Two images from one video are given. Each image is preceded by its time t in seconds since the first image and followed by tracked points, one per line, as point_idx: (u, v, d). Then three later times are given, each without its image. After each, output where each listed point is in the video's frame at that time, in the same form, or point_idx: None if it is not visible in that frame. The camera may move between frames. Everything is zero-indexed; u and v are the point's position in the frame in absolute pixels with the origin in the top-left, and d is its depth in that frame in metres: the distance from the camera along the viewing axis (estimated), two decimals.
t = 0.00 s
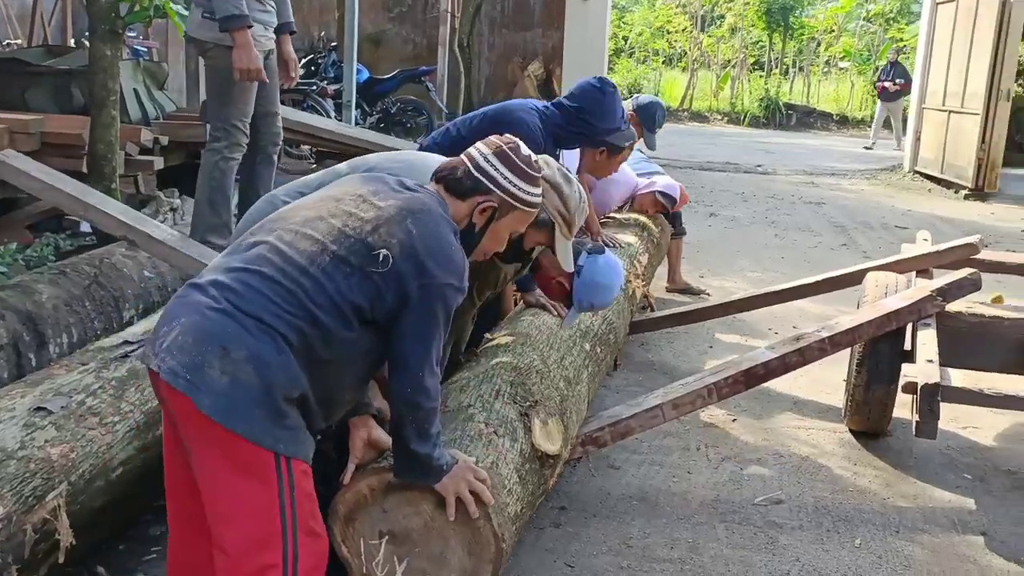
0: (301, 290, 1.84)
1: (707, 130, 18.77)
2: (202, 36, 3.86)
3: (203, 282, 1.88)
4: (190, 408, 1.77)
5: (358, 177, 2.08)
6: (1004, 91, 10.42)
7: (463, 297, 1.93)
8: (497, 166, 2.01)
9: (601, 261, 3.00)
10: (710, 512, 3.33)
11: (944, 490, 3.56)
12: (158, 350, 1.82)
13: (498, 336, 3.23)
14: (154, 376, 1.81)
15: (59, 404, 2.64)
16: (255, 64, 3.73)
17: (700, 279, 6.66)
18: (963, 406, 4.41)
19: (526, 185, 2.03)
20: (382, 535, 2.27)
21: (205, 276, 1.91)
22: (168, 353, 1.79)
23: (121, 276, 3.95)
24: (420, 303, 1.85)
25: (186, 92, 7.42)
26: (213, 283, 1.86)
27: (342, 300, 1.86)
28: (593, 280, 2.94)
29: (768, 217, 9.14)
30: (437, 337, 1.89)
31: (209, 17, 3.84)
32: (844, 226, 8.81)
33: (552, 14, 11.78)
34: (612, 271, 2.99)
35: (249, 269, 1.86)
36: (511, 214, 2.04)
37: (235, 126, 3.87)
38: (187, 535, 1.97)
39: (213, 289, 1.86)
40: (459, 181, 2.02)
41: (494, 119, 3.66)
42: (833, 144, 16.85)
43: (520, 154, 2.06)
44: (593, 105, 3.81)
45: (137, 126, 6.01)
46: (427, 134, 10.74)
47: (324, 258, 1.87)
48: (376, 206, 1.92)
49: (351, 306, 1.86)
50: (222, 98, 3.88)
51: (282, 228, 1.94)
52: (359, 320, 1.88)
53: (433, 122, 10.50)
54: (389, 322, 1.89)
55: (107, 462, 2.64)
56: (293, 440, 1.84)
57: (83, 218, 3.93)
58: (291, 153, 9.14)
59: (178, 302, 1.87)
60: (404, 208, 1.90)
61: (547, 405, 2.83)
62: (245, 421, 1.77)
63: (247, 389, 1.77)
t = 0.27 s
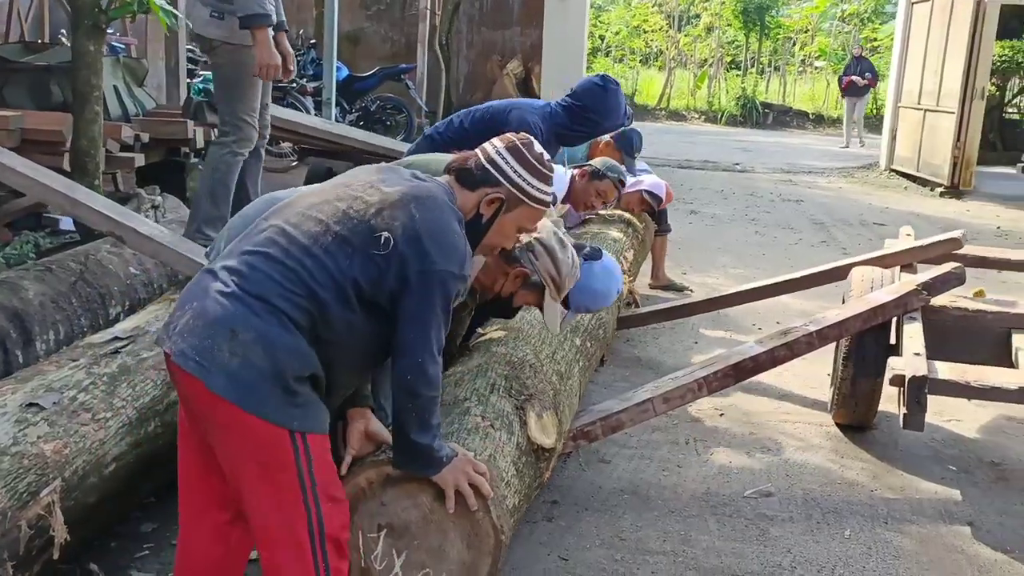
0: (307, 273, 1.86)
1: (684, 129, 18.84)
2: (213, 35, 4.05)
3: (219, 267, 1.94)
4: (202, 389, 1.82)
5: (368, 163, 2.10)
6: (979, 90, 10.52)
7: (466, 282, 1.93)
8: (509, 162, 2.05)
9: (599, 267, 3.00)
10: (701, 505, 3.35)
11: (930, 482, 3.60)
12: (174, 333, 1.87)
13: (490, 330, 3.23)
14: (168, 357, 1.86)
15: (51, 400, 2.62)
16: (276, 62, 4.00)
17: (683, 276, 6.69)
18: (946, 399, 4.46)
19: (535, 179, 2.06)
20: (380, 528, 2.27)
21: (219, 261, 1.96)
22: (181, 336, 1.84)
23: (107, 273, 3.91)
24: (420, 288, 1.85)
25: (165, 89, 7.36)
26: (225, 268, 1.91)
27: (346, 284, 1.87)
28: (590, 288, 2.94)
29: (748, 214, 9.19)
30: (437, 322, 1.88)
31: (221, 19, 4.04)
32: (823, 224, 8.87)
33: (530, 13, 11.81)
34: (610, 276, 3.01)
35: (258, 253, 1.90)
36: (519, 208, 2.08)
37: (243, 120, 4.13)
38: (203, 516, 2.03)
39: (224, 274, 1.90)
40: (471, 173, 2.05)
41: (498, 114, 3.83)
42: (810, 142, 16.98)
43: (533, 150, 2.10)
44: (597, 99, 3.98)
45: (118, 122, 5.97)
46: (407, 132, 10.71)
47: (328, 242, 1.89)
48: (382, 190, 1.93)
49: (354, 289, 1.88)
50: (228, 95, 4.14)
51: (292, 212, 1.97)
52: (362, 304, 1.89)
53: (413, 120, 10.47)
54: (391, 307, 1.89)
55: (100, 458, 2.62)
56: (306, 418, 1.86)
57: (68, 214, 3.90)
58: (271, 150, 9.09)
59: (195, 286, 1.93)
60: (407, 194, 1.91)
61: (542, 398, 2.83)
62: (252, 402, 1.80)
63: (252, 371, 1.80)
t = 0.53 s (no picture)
0: (327, 264, 1.94)
1: (662, 128, 18.91)
2: (209, 27, 4.22)
3: (234, 258, 1.99)
4: (218, 376, 1.85)
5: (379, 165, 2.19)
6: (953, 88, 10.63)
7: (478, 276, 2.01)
8: (523, 163, 2.16)
9: (590, 279, 3.26)
10: (689, 498, 3.38)
11: (914, 473, 3.65)
12: (189, 320, 1.91)
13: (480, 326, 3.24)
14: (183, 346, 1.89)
15: (41, 397, 2.61)
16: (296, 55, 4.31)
17: (665, 272, 6.72)
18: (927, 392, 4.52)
19: (548, 181, 2.18)
20: (376, 522, 2.25)
21: (232, 254, 2.02)
22: (198, 323, 1.88)
23: (91, 270, 3.89)
24: (436, 276, 1.93)
25: (145, 87, 7.32)
26: (241, 259, 1.97)
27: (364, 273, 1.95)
28: (584, 300, 3.23)
29: (727, 212, 9.25)
30: (450, 312, 1.96)
31: (219, 12, 4.20)
32: (802, 221, 8.94)
33: (508, 11, 11.82)
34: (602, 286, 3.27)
35: (276, 244, 1.97)
36: (530, 209, 2.19)
37: (263, 112, 4.36)
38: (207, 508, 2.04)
39: (241, 264, 1.96)
40: (485, 171, 2.16)
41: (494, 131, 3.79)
42: (787, 140, 17.10)
43: (547, 153, 2.22)
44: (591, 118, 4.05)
45: (98, 120, 5.92)
46: (386, 130, 10.69)
47: (348, 232, 1.97)
48: (399, 185, 2.03)
49: (371, 278, 1.95)
50: (244, 88, 4.30)
51: (308, 207, 2.05)
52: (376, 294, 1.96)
53: (393, 119, 10.46)
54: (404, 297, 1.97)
55: (92, 454, 2.62)
56: (318, 412, 1.91)
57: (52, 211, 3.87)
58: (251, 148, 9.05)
59: (210, 277, 1.97)
60: (426, 186, 2.01)
61: (535, 394, 2.84)
62: (270, 389, 1.85)
63: (272, 357, 1.85)
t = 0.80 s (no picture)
0: (311, 263, 1.97)
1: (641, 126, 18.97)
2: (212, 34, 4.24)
3: (218, 266, 2.03)
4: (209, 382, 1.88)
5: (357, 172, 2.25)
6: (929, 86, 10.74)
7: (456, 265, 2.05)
8: (502, 161, 2.21)
9: (584, 294, 3.38)
10: (674, 491, 3.41)
11: (894, 465, 3.70)
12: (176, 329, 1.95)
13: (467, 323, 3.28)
14: (173, 355, 1.92)
15: (28, 395, 2.61)
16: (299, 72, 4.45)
17: (646, 269, 6.76)
18: (906, 386, 4.58)
19: (525, 176, 2.21)
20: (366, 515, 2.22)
21: (217, 261, 2.06)
22: (186, 332, 1.91)
23: (74, 269, 3.87)
24: (414, 264, 1.97)
25: (124, 86, 7.28)
26: (225, 266, 2.01)
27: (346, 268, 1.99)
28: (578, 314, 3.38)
29: (707, 209, 9.31)
30: (429, 302, 2.00)
31: (221, 18, 4.24)
32: (781, 218, 9.01)
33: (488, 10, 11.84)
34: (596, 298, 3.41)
35: (260, 248, 2.02)
36: (505, 203, 2.21)
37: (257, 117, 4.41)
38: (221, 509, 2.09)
39: (226, 271, 2.00)
40: (463, 169, 2.22)
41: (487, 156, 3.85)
42: (765, 139, 17.20)
43: (524, 151, 2.25)
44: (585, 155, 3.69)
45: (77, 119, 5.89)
46: (366, 129, 10.68)
47: (328, 230, 2.01)
48: (375, 184, 2.09)
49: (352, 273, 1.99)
50: (244, 94, 4.37)
51: (290, 212, 2.09)
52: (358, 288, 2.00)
53: (373, 117, 10.44)
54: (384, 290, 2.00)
55: (81, 452, 2.62)
56: (316, 403, 1.95)
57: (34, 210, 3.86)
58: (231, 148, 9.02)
59: (195, 286, 2.01)
60: (400, 182, 2.07)
61: (524, 389, 2.87)
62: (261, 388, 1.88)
63: (260, 357, 1.89)
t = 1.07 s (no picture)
0: (327, 261, 1.99)
1: (633, 126, 19.00)
2: (244, 41, 4.29)
3: (238, 270, 2.05)
4: (231, 385, 1.91)
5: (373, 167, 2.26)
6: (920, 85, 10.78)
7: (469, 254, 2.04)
8: (509, 165, 2.26)
9: (595, 307, 3.33)
10: (670, 488, 3.43)
11: (889, 461, 3.72)
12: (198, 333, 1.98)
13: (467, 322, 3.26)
14: (194, 360, 1.95)
15: (27, 395, 2.62)
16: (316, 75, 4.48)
17: (640, 268, 6.78)
18: (900, 382, 4.61)
19: (531, 179, 2.28)
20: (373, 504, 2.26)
21: (237, 266, 2.08)
22: (207, 337, 1.94)
23: (70, 270, 3.87)
24: (428, 255, 1.97)
25: (116, 87, 7.27)
26: (244, 270, 2.03)
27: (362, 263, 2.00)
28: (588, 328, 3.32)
29: (700, 208, 9.33)
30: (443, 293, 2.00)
31: (248, 27, 4.31)
32: (774, 216, 9.03)
33: (480, 10, 11.85)
34: (611, 303, 3.39)
35: (277, 251, 2.04)
36: (514, 204, 2.25)
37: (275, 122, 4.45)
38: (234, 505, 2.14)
39: (244, 276, 2.02)
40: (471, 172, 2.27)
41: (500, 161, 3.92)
42: (757, 138, 17.25)
43: (529, 155, 2.32)
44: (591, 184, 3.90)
45: (70, 120, 5.88)
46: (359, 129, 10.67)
47: (344, 228, 2.03)
48: (388, 180, 2.09)
49: (367, 267, 2.00)
50: (263, 100, 4.39)
51: (308, 214, 2.11)
52: (374, 283, 2.01)
53: (365, 117, 10.44)
54: (399, 283, 2.00)
55: (79, 453, 2.62)
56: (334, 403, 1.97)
57: (29, 211, 3.86)
58: (223, 149, 9.00)
59: (214, 291, 2.03)
60: (412, 176, 2.07)
61: (529, 388, 2.88)
62: (281, 388, 1.91)
63: (280, 357, 1.91)
